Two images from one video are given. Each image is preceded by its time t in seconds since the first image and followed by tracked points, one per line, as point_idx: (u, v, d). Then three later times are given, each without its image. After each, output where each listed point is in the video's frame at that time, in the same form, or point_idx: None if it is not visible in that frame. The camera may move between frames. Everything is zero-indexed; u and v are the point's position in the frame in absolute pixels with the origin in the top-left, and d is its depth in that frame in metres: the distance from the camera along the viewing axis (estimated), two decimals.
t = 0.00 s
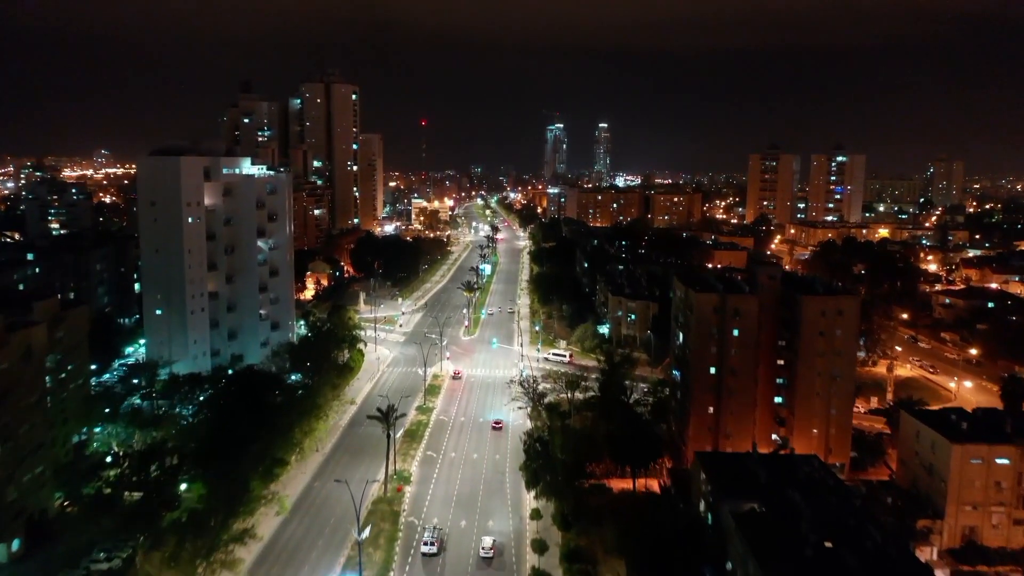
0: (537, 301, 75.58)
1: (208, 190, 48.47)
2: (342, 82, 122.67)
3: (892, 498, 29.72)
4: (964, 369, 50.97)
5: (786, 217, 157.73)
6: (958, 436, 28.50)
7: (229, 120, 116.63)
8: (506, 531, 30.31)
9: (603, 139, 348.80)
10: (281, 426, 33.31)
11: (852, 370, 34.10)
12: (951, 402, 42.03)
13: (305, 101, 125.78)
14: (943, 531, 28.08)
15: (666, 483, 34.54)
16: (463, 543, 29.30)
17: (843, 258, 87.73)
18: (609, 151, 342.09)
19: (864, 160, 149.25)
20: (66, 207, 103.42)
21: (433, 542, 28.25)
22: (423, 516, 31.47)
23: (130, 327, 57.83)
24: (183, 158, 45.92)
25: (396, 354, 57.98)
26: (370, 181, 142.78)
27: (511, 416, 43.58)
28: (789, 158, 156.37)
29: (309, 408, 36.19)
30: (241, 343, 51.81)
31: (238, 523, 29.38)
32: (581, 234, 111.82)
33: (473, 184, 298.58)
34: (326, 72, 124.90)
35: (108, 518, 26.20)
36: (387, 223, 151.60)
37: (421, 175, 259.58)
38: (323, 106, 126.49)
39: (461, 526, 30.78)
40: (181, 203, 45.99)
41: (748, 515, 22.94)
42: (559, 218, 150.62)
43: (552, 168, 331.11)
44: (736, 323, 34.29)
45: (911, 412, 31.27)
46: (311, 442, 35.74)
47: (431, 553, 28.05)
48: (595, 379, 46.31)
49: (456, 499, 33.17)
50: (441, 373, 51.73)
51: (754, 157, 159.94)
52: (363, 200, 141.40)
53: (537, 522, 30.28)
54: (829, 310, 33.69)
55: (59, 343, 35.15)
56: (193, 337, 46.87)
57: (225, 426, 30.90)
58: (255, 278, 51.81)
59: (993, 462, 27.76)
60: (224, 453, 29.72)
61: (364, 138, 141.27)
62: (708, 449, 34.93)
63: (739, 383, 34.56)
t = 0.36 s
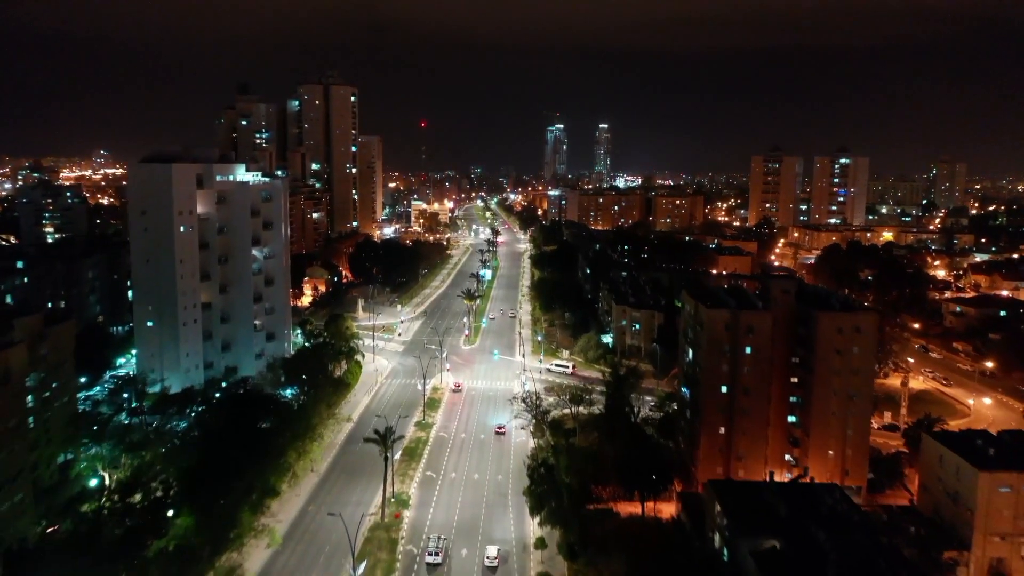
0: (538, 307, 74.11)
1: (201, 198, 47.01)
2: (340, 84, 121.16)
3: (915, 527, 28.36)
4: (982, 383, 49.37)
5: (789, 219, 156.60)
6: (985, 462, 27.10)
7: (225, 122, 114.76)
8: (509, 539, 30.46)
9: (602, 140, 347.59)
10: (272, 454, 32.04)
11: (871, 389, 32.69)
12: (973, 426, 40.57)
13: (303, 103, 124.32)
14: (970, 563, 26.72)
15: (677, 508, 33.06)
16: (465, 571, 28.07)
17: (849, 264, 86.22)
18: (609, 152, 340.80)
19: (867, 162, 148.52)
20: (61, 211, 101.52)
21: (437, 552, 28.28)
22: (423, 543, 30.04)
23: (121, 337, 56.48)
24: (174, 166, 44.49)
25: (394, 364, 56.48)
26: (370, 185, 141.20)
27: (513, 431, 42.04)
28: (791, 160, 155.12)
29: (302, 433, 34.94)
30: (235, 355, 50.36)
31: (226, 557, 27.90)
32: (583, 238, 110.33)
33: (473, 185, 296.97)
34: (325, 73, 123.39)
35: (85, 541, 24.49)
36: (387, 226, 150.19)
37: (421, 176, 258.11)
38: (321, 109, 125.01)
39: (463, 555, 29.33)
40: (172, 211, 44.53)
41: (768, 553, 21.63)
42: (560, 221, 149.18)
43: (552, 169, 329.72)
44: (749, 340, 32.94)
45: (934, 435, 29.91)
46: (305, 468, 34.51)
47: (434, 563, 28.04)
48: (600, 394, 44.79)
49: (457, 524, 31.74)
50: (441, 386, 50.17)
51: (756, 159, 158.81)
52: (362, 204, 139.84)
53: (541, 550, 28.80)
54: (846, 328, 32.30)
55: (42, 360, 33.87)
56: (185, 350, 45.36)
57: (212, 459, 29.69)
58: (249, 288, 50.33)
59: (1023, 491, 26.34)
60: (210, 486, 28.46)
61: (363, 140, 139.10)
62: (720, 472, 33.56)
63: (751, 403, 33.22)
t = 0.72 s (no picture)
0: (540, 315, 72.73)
1: (195, 206, 45.75)
2: (339, 86, 119.89)
3: (938, 554, 27.11)
4: (997, 397, 48.31)
5: (791, 221, 155.51)
6: (1013, 489, 25.80)
7: (223, 124, 113.32)
8: (512, 546, 30.86)
9: (602, 141, 346.32)
10: (267, 477, 30.84)
11: (889, 408, 31.38)
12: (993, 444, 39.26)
13: (302, 104, 123.14)
14: None
15: (687, 531, 31.84)
16: None
17: (856, 268, 85.07)
18: (609, 152, 339.88)
19: (871, 163, 147.50)
20: (56, 214, 100.04)
21: (441, 560, 28.51)
22: (422, 569, 28.76)
23: (113, 346, 55.14)
24: (167, 171, 43.20)
25: (394, 374, 55.15)
26: (369, 187, 139.62)
27: (515, 447, 40.79)
28: (794, 162, 154.02)
29: (297, 453, 33.71)
30: (230, 366, 49.07)
31: None
32: (584, 242, 109.04)
33: (472, 186, 295.68)
34: (324, 75, 122.14)
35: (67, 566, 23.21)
36: (386, 228, 149.04)
37: (421, 177, 257.23)
38: (320, 111, 123.81)
39: None
40: (164, 219, 43.30)
41: None
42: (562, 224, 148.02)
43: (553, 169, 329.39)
44: (762, 356, 31.66)
45: (956, 456, 28.69)
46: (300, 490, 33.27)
47: (440, 571, 28.25)
48: (606, 408, 43.35)
49: (458, 548, 30.49)
50: (441, 398, 48.86)
51: (758, 161, 157.95)
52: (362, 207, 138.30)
53: None
54: (863, 343, 31.05)
55: (26, 377, 32.58)
56: (177, 362, 44.15)
57: (203, 483, 28.51)
58: (244, 298, 49.03)
59: None
60: (200, 512, 27.22)
61: (361, 142, 136.83)
62: (731, 492, 32.31)
63: (764, 422, 31.93)
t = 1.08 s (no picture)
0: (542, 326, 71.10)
1: (187, 214, 44.35)
2: (338, 87, 118.36)
3: None
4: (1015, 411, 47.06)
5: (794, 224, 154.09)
6: None
7: (221, 126, 112.09)
8: (516, 553, 31.00)
9: (602, 142, 344.71)
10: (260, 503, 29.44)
11: (912, 431, 29.96)
12: (1014, 464, 37.90)
13: (301, 106, 121.81)
14: None
15: (699, 558, 30.53)
16: None
17: (864, 273, 83.80)
18: (609, 153, 338.87)
19: (874, 165, 144.77)
20: (51, 217, 98.05)
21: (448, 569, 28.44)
22: None
23: (105, 357, 53.70)
24: (158, 179, 41.77)
25: (393, 385, 53.67)
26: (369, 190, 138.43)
27: (518, 465, 39.37)
28: (797, 164, 152.75)
29: (292, 477, 32.30)
30: (225, 379, 47.64)
31: None
32: (587, 246, 107.40)
33: (473, 187, 294.05)
34: (323, 76, 120.75)
35: None
36: (386, 230, 147.85)
37: (422, 178, 256.09)
38: (320, 113, 122.46)
39: None
40: (155, 228, 41.88)
41: None
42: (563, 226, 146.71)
43: (554, 170, 328.22)
44: (778, 376, 30.19)
45: (983, 483, 27.32)
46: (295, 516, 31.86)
47: None
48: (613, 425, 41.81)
49: None
50: (441, 412, 47.43)
51: (761, 163, 156.74)
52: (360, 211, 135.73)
53: None
54: (884, 362, 29.67)
55: (7, 398, 31.40)
56: (169, 376, 42.75)
57: (192, 512, 27.17)
58: (240, 309, 47.60)
59: None
60: (188, 543, 25.82)
61: (360, 145, 135.12)
62: (745, 518, 30.94)
63: (780, 445, 30.50)
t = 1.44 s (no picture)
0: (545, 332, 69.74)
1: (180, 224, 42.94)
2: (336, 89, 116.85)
3: None
4: None
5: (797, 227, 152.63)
6: None
7: (219, 128, 110.60)
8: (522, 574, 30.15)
9: (602, 142, 343.51)
10: (253, 535, 27.96)
11: (935, 456, 28.59)
12: None
13: (299, 108, 120.25)
14: None
15: None
16: None
17: (871, 279, 82.39)
18: (610, 154, 337.45)
19: (878, 167, 143.98)
20: (45, 221, 95.88)
21: None
22: None
23: (97, 369, 52.34)
24: (150, 188, 40.37)
25: (392, 398, 52.27)
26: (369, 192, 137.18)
27: (522, 485, 37.93)
28: (800, 166, 151.35)
29: (287, 502, 30.89)
30: (219, 392, 46.20)
31: None
32: (589, 250, 105.87)
33: (473, 188, 292.64)
34: (322, 78, 119.26)
35: None
36: (386, 233, 146.65)
37: (422, 179, 254.62)
38: (318, 114, 120.92)
39: None
40: (146, 239, 40.47)
41: None
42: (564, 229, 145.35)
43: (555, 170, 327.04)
44: (796, 399, 28.84)
45: (1013, 513, 26.00)
46: (290, 547, 30.26)
47: None
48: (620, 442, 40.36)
49: None
50: (442, 427, 46.00)
51: (764, 166, 155.37)
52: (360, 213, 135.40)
53: None
54: (907, 385, 28.32)
55: None
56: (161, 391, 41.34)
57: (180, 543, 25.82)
58: (234, 320, 46.14)
59: None
60: None
61: (359, 146, 133.97)
62: (761, 545, 29.57)
63: (798, 470, 29.14)
